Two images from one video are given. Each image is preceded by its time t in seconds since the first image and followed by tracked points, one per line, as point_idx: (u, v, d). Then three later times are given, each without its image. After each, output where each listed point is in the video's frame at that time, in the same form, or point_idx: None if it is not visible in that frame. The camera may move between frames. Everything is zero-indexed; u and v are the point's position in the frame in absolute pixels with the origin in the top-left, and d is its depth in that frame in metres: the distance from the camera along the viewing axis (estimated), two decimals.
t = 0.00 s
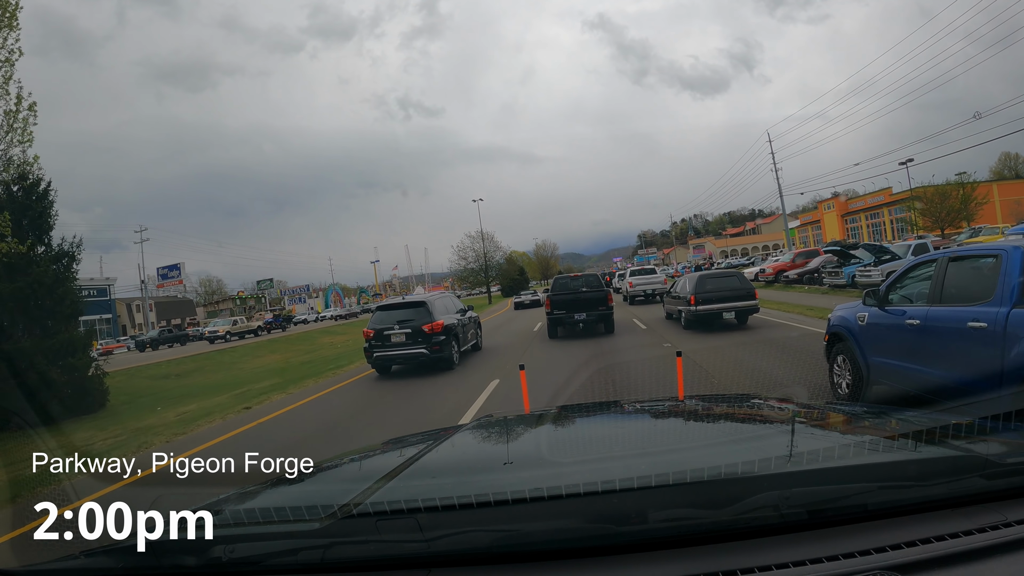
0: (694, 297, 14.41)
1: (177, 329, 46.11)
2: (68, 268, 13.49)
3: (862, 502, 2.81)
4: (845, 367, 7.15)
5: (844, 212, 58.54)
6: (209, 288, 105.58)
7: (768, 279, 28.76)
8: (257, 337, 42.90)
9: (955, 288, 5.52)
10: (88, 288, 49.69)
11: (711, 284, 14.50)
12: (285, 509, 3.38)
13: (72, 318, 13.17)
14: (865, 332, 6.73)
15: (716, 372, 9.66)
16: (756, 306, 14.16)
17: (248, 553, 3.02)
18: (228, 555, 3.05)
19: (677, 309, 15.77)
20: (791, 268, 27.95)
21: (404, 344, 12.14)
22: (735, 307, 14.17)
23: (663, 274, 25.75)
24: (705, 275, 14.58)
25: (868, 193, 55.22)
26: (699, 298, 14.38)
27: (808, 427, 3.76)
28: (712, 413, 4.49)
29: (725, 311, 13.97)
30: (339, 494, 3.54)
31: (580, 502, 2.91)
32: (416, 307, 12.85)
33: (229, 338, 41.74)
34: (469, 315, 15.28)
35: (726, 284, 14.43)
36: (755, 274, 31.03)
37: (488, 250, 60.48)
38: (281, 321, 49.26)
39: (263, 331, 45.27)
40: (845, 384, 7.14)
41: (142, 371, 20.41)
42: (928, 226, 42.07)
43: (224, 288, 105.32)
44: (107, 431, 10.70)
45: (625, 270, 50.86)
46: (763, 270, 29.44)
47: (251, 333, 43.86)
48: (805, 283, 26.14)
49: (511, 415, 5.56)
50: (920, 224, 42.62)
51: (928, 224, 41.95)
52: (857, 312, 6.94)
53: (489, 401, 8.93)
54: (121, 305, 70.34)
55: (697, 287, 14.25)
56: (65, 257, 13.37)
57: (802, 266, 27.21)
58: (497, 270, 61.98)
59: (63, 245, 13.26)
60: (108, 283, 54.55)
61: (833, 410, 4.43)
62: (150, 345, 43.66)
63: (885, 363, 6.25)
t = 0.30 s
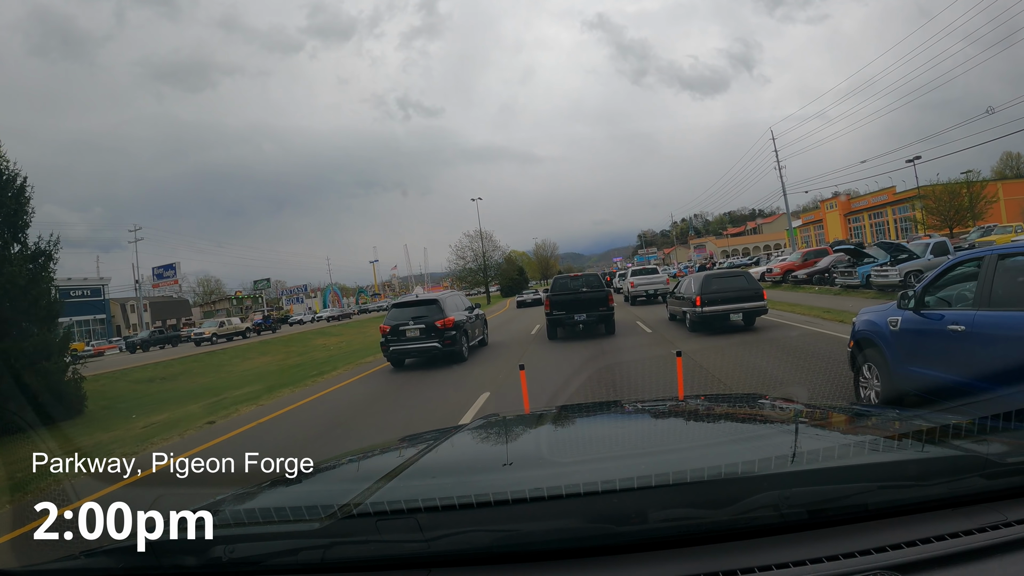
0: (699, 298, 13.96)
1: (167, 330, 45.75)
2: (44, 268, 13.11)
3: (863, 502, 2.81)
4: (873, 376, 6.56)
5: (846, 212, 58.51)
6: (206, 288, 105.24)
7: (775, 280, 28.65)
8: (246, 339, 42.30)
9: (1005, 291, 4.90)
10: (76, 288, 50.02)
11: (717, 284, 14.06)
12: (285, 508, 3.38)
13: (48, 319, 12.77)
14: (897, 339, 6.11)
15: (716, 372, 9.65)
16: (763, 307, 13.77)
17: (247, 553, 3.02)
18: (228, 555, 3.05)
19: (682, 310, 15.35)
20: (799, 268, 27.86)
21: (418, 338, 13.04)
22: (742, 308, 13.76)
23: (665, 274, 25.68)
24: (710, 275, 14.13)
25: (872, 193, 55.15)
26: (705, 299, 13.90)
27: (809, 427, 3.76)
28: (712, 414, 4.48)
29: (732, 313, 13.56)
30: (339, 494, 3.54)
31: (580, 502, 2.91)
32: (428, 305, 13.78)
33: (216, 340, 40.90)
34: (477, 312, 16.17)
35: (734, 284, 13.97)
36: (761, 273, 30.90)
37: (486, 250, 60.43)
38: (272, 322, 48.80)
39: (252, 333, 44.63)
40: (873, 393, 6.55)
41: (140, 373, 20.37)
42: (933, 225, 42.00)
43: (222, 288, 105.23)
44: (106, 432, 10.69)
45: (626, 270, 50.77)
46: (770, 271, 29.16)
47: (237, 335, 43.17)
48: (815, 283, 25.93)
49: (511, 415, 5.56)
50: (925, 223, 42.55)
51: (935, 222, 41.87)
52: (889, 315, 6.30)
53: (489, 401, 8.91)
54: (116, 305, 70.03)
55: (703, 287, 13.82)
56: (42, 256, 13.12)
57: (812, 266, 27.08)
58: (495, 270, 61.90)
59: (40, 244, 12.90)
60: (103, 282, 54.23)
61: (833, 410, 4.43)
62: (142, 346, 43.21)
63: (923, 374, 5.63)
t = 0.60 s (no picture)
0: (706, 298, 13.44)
1: (157, 331, 45.28)
2: (20, 267, 12.35)
3: (863, 502, 2.81)
4: (905, 386, 6.01)
5: (849, 211, 58.47)
6: (204, 288, 104.95)
7: (783, 279, 28.65)
8: (232, 341, 41.26)
9: None
10: (69, 287, 49.91)
11: (724, 284, 13.59)
12: (285, 508, 3.37)
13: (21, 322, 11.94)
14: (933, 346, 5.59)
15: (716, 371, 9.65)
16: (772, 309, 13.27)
17: (248, 553, 3.02)
18: (228, 555, 3.04)
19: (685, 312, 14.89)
20: (808, 268, 27.79)
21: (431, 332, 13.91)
22: (751, 310, 13.21)
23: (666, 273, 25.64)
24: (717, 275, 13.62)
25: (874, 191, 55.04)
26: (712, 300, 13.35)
27: (810, 427, 3.75)
28: (713, 414, 4.47)
29: (742, 316, 13.10)
30: (339, 494, 3.53)
31: (580, 502, 2.91)
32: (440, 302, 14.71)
33: (198, 343, 39.60)
34: (483, 313, 17.07)
35: (742, 284, 13.48)
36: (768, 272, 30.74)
37: (484, 249, 60.36)
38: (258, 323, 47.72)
39: (239, 335, 43.63)
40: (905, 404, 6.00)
41: (137, 376, 20.35)
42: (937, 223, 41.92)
43: (220, 288, 105.26)
44: (105, 432, 10.68)
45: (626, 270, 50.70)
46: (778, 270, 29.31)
47: (223, 338, 42.16)
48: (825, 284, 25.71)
49: (511, 415, 5.56)
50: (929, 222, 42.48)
51: (940, 219, 41.66)
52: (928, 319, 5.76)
53: (489, 401, 8.91)
54: (109, 304, 69.60)
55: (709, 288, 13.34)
56: (19, 255, 12.30)
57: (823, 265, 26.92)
58: (493, 270, 61.85)
59: (13, 241, 12.11)
60: (96, 283, 53.93)
61: (834, 410, 4.42)
62: (132, 347, 42.86)
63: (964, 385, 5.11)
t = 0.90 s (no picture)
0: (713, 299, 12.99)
1: (148, 333, 44.70)
2: None
3: (863, 501, 2.81)
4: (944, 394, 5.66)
5: (851, 210, 58.39)
6: (201, 288, 104.61)
7: (794, 279, 28.47)
8: (219, 344, 40.18)
9: None
10: (61, 287, 49.77)
11: (732, 284, 13.11)
12: (285, 509, 3.37)
13: None
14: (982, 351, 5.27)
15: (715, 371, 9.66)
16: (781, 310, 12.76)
17: (248, 553, 3.02)
18: (228, 555, 3.04)
19: (691, 312, 14.42)
20: (818, 268, 27.63)
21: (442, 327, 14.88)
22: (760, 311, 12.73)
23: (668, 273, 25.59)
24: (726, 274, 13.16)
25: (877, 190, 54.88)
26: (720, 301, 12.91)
27: (811, 427, 3.75)
28: (713, 413, 4.46)
29: (751, 318, 12.64)
30: (339, 494, 3.53)
31: (580, 501, 2.91)
32: (450, 299, 15.75)
33: (182, 346, 38.25)
34: (487, 309, 18.14)
35: (750, 284, 13.01)
36: (774, 272, 30.54)
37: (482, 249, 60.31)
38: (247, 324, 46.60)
39: (226, 337, 42.55)
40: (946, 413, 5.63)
41: (136, 378, 20.35)
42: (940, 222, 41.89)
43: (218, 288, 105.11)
44: (105, 433, 10.69)
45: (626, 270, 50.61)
46: (786, 270, 28.98)
47: (209, 340, 41.01)
48: (836, 284, 25.42)
49: (511, 415, 5.55)
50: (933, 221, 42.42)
51: (945, 218, 41.54)
52: (969, 325, 5.47)
53: (489, 401, 8.90)
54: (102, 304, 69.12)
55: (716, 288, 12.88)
56: None
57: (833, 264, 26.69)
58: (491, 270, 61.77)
59: None
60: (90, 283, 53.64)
61: (835, 409, 4.41)
62: (123, 349, 42.57)
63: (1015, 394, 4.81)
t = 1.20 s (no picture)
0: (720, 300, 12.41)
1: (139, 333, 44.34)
2: None
3: (863, 501, 2.81)
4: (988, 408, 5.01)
5: (854, 209, 58.44)
6: (199, 288, 104.37)
7: (801, 279, 28.10)
8: (206, 346, 39.05)
9: None
10: (54, 288, 49.67)
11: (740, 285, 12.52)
12: (286, 509, 3.37)
13: None
14: None
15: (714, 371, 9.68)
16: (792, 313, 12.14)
17: (248, 553, 3.02)
18: (229, 555, 3.04)
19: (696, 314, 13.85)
20: (828, 268, 27.43)
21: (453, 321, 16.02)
22: (769, 314, 12.12)
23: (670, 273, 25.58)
24: (735, 273, 12.54)
25: (880, 189, 54.74)
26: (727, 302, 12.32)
27: (812, 427, 3.75)
28: (714, 413, 4.47)
29: (761, 320, 12.04)
30: (340, 494, 3.53)
31: (581, 501, 2.91)
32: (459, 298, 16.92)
33: (165, 349, 36.97)
34: (492, 307, 19.30)
35: (760, 284, 12.42)
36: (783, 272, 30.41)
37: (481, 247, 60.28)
38: (236, 327, 45.41)
39: (213, 340, 41.32)
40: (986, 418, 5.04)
41: (136, 379, 20.36)
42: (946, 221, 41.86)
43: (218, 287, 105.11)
44: (105, 432, 10.70)
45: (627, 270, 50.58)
46: (793, 270, 28.57)
47: (194, 343, 39.70)
48: (848, 284, 25.01)
49: (511, 415, 5.56)
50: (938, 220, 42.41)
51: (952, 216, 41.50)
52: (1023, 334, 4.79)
53: (488, 401, 8.91)
54: (96, 305, 68.98)
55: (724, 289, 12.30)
56: None
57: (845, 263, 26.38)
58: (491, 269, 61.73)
59: None
60: (85, 283, 53.40)
61: (835, 409, 4.41)
62: (112, 350, 42.10)
63: None
